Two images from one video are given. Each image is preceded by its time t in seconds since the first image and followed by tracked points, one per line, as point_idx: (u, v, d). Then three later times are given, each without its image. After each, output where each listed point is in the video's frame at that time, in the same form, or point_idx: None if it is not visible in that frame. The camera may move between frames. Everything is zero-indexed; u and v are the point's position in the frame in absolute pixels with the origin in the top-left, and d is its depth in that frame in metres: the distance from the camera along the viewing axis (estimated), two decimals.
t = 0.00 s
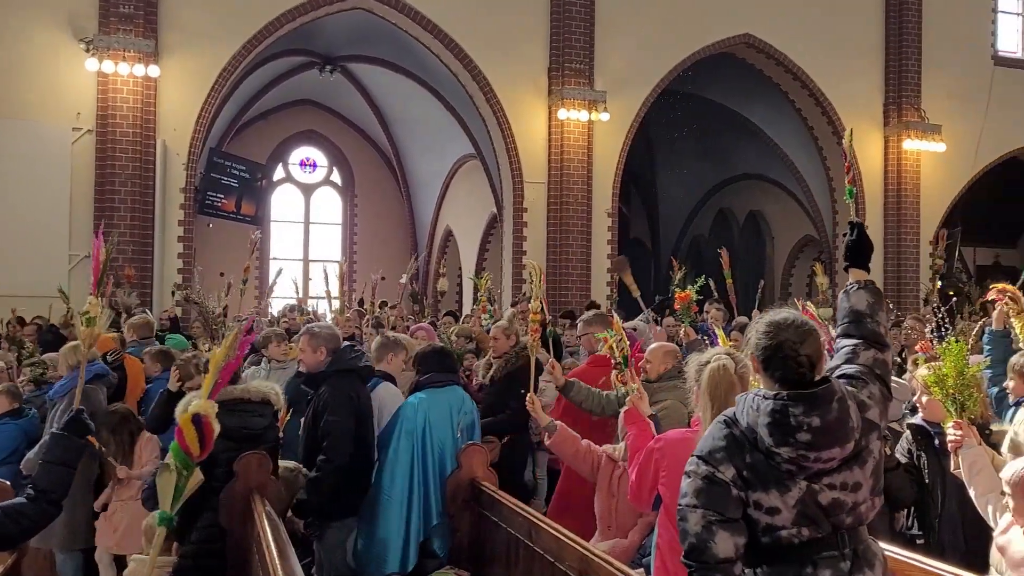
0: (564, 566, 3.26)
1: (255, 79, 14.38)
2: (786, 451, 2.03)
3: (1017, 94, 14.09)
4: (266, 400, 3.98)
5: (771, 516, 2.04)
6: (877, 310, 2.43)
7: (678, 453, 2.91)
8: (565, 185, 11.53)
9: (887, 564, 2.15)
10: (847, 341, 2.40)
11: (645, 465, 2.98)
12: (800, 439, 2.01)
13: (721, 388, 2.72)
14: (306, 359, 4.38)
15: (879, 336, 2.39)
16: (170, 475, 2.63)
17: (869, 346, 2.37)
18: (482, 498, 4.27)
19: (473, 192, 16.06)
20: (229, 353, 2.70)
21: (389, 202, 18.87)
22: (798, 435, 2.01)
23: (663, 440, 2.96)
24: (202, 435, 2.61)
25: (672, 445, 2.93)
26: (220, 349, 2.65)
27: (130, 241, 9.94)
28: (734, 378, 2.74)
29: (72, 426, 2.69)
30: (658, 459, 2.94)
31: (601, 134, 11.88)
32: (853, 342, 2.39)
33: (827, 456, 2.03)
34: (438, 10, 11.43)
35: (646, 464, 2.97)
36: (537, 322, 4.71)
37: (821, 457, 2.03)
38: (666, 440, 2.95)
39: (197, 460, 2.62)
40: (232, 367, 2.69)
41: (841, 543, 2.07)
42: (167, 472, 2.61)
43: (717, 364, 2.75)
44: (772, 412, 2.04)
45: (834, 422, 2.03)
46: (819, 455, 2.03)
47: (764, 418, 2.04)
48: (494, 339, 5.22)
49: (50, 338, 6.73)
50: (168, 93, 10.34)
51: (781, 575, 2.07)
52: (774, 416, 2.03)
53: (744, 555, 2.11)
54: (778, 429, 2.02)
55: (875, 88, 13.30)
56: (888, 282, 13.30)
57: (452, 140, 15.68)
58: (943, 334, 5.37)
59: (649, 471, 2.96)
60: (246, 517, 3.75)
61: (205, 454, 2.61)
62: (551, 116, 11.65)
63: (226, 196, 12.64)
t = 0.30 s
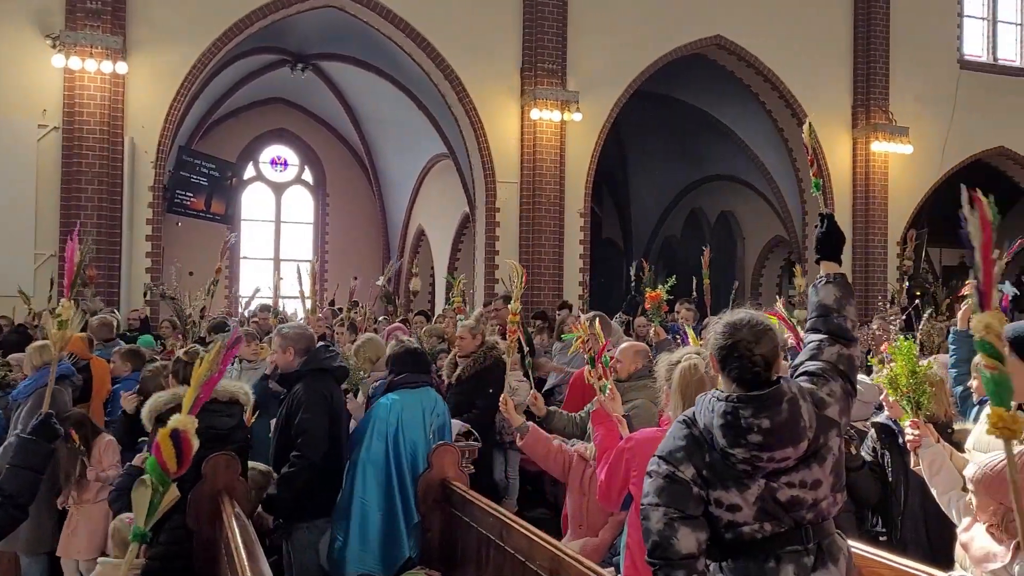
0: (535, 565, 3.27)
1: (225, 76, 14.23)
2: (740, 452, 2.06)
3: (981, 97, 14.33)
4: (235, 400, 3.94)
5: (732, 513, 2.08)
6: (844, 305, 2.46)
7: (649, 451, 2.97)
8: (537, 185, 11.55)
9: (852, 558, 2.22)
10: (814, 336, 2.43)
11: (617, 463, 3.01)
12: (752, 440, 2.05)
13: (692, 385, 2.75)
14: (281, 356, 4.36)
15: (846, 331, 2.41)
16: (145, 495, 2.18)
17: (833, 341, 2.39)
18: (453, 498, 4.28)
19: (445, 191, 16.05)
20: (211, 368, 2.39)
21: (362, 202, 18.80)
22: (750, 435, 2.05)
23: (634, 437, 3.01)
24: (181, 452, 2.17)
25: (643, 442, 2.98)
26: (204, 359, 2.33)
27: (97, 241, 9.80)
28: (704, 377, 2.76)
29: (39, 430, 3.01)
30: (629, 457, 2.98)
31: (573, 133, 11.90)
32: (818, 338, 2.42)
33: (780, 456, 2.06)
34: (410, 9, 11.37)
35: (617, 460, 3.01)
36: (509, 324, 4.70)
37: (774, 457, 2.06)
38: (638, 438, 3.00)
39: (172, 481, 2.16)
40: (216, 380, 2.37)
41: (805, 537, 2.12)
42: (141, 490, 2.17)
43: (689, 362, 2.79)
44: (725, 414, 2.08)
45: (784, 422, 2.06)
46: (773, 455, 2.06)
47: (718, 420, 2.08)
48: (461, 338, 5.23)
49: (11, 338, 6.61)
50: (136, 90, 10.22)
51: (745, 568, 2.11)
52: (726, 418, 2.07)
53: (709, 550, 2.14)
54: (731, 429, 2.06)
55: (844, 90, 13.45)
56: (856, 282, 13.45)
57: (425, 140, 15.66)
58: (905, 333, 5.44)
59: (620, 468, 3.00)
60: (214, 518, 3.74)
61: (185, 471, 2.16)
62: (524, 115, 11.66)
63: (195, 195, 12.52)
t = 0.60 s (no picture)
0: (512, 564, 3.29)
1: (202, 74, 14.11)
2: (705, 452, 2.07)
3: (956, 100, 14.48)
4: (210, 401, 3.93)
5: (701, 512, 2.09)
6: (814, 304, 2.44)
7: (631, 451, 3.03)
8: (517, 184, 11.54)
9: (822, 555, 2.23)
10: (786, 336, 2.44)
11: (599, 463, 3.04)
12: (716, 441, 2.07)
13: (675, 386, 2.81)
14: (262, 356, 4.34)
15: (817, 330, 2.41)
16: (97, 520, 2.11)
17: (804, 342, 2.40)
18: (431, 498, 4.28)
19: (425, 191, 16.02)
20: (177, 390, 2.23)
21: (342, 201, 18.72)
22: (713, 437, 2.06)
23: (617, 437, 3.05)
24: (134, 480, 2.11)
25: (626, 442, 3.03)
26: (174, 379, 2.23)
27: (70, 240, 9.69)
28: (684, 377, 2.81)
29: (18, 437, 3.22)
30: (612, 458, 3.03)
31: (553, 133, 11.92)
32: (790, 337, 2.43)
33: (744, 457, 2.07)
34: (389, 7, 11.34)
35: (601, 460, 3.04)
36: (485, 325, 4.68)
37: (737, 458, 2.07)
38: (621, 438, 3.04)
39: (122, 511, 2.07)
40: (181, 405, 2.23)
41: (775, 536, 2.13)
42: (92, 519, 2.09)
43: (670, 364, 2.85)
44: (689, 415, 2.09)
45: (748, 423, 2.07)
46: (736, 456, 2.07)
47: (683, 421, 2.10)
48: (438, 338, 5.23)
49: None
50: (111, 87, 10.12)
51: (717, 566, 2.12)
52: (691, 418, 2.09)
53: (681, 548, 2.15)
54: (695, 430, 2.08)
55: (821, 91, 13.56)
56: (833, 283, 13.56)
57: (404, 139, 15.62)
58: (877, 334, 5.48)
59: (603, 468, 3.04)
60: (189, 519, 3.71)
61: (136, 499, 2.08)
62: (503, 115, 11.66)
63: (171, 193, 12.41)
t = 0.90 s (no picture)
0: (489, 564, 3.28)
1: (179, 72, 13.98)
2: (678, 446, 2.08)
3: (930, 102, 14.63)
4: (184, 400, 3.90)
5: (673, 507, 2.10)
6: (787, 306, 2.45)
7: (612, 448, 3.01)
8: (497, 183, 11.53)
9: (791, 551, 2.25)
10: (761, 338, 2.45)
11: (578, 460, 3.02)
12: (689, 435, 2.07)
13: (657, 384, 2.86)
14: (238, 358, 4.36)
15: (793, 333, 2.42)
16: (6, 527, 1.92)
17: (780, 344, 2.41)
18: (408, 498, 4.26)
19: (404, 190, 15.99)
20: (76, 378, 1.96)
21: (322, 200, 18.65)
22: (687, 430, 2.06)
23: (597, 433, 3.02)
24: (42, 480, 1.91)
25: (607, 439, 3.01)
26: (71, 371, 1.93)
27: (43, 240, 9.57)
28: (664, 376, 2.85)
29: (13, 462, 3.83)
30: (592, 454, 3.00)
31: (532, 133, 11.92)
32: (765, 339, 2.43)
33: (716, 451, 2.08)
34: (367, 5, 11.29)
35: (580, 457, 3.02)
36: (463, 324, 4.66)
37: (709, 453, 2.08)
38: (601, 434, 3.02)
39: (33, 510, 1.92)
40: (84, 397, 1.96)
41: (744, 532, 2.15)
42: None
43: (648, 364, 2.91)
44: (664, 409, 2.09)
45: (721, 417, 2.07)
46: (708, 451, 2.08)
47: (659, 415, 2.10)
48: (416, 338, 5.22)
49: None
50: (85, 85, 10.01)
51: (688, 563, 2.13)
52: (666, 413, 2.08)
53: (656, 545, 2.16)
54: (670, 424, 2.08)
55: (799, 92, 13.65)
56: (811, 282, 13.65)
57: (384, 139, 15.58)
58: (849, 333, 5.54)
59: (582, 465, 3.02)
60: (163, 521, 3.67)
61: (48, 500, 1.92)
62: (483, 114, 11.64)
63: (146, 192, 12.30)
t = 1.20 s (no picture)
0: (467, 563, 3.27)
1: (155, 69, 13.87)
2: (661, 438, 2.09)
3: (905, 102, 14.77)
4: (160, 400, 3.84)
5: (653, 499, 2.10)
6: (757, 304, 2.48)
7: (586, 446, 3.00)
8: (476, 182, 11.52)
9: (762, 541, 2.27)
10: (732, 333, 2.47)
11: (553, 459, 3.00)
12: (673, 426, 2.08)
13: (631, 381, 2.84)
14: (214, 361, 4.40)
15: (764, 330, 2.45)
16: None
17: (751, 338, 2.43)
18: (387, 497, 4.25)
19: (383, 189, 15.97)
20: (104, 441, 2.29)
21: (302, 200, 18.58)
22: (672, 422, 2.08)
23: (571, 432, 3.02)
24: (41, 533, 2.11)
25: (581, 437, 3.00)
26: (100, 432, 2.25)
27: (17, 239, 9.47)
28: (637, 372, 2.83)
29: None
30: (566, 454, 2.99)
31: (512, 132, 11.92)
32: (736, 334, 2.46)
33: (698, 443, 2.10)
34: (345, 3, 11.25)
35: (554, 456, 3.00)
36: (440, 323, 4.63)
37: (692, 444, 2.10)
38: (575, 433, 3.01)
39: (24, 562, 2.08)
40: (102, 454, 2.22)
41: (719, 522, 2.16)
42: None
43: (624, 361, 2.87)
44: (648, 401, 2.10)
45: (705, 409, 2.10)
46: (691, 442, 2.10)
47: (642, 408, 2.11)
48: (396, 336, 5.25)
49: None
50: (59, 82, 9.92)
51: (666, 557, 2.13)
52: (651, 405, 2.09)
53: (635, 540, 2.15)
54: (655, 416, 2.09)
55: (777, 92, 13.73)
56: (789, 282, 13.74)
57: (363, 137, 15.53)
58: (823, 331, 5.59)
59: (556, 465, 3.00)
60: (137, 521, 3.65)
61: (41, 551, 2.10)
62: (462, 113, 11.64)
63: (122, 190, 12.20)
